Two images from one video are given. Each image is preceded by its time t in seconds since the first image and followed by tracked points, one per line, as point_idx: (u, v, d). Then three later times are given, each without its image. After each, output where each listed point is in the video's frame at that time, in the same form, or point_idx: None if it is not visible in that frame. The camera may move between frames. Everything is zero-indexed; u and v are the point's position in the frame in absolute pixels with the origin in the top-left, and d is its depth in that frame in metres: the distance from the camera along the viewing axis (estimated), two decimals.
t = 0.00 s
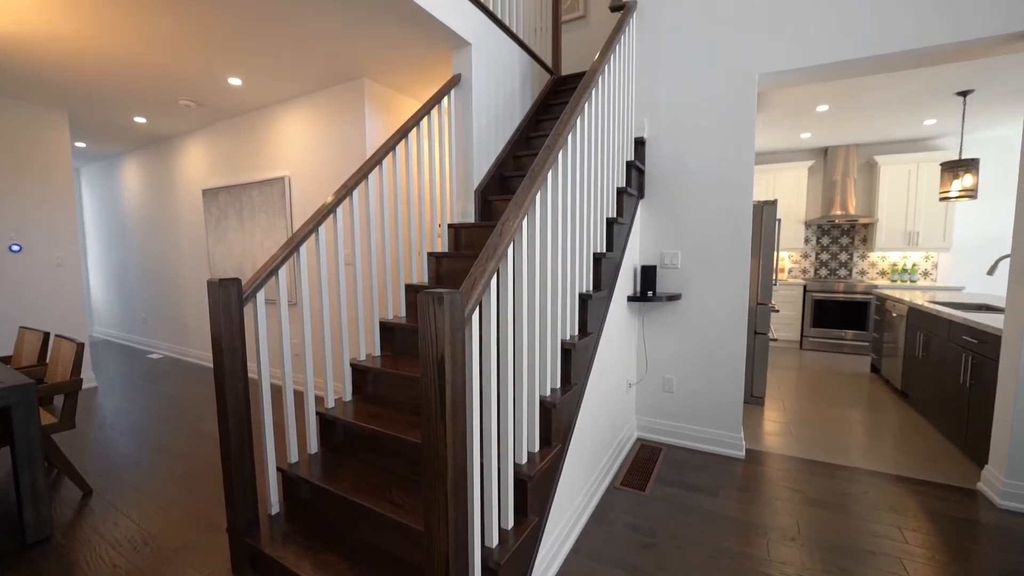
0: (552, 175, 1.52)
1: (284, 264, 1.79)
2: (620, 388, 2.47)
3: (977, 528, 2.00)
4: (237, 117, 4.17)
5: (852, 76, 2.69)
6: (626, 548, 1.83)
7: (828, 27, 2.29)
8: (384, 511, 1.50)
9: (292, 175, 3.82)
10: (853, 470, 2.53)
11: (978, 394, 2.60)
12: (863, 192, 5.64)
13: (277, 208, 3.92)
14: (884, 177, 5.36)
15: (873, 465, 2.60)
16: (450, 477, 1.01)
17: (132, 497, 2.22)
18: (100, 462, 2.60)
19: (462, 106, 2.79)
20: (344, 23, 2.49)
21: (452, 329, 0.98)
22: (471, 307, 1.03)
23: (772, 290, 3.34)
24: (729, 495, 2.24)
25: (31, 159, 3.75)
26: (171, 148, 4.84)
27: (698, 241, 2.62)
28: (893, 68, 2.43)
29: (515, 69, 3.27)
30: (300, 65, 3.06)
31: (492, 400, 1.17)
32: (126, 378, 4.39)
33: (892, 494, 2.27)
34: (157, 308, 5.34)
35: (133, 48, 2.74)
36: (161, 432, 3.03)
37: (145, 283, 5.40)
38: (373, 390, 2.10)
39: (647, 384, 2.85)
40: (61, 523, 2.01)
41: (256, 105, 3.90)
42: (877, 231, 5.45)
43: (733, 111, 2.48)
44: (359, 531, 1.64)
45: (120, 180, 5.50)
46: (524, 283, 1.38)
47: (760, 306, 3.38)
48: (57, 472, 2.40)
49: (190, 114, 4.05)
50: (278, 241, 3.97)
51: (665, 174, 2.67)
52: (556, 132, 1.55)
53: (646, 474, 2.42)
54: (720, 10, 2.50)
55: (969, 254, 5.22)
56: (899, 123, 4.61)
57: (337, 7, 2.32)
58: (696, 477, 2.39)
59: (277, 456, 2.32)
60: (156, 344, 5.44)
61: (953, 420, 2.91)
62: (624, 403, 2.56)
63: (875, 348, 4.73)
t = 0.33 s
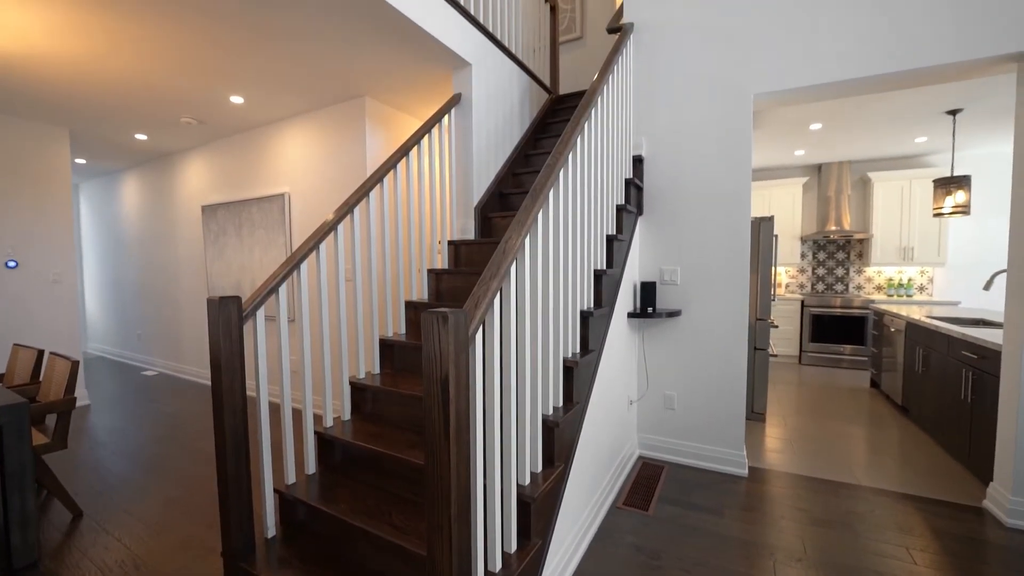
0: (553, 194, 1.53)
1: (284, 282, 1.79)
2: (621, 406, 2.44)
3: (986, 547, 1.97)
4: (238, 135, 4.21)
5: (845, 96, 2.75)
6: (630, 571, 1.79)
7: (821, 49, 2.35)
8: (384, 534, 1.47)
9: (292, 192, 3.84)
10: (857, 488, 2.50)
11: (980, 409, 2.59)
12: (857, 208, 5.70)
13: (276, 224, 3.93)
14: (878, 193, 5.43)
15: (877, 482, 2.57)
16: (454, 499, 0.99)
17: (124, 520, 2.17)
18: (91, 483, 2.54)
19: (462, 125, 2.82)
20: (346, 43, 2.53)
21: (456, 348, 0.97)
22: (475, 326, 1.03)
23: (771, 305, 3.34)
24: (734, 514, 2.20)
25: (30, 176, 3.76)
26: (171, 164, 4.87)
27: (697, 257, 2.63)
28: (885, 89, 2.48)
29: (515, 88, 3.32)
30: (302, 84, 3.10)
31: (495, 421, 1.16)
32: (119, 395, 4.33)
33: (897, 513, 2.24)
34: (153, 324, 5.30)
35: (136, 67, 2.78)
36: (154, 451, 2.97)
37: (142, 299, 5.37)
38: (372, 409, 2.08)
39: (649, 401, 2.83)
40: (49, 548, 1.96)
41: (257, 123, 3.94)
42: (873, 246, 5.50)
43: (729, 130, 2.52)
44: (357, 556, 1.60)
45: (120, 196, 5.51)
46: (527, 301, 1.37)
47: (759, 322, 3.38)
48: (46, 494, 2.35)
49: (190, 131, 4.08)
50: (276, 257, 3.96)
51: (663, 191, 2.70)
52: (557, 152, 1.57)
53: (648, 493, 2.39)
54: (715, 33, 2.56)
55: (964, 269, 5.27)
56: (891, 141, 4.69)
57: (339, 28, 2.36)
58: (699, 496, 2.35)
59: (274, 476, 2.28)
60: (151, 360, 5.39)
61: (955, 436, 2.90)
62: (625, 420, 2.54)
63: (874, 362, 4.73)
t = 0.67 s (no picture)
0: (555, 216, 1.55)
1: (285, 303, 1.78)
2: (623, 428, 2.41)
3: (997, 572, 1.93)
4: (239, 156, 4.25)
5: (837, 120, 2.81)
6: None
7: (814, 75, 2.41)
8: (383, 564, 1.43)
9: (292, 212, 3.86)
10: (864, 511, 2.46)
11: (984, 430, 2.57)
12: (851, 228, 5.78)
13: (275, 244, 3.94)
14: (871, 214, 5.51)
15: (883, 505, 2.53)
16: (458, 529, 0.97)
17: (110, 550, 2.09)
18: (76, 511, 2.46)
19: (462, 147, 2.86)
20: (349, 67, 2.58)
21: (462, 371, 0.96)
22: (479, 349, 1.02)
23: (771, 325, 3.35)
24: (739, 540, 2.16)
25: (29, 196, 3.75)
26: (170, 184, 4.89)
27: (696, 277, 2.65)
28: (876, 113, 2.54)
29: (514, 112, 3.38)
30: (304, 107, 3.14)
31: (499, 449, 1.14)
32: (109, 418, 4.24)
33: (906, 537, 2.20)
34: (146, 344, 5.23)
35: (139, 89, 2.81)
36: (144, 476, 2.89)
37: (136, 319, 5.32)
38: (371, 432, 2.04)
39: (651, 423, 2.79)
40: None
41: (258, 145, 3.98)
42: (867, 266, 5.55)
43: (725, 153, 2.57)
44: None
45: (118, 215, 5.51)
46: (530, 324, 1.37)
47: (759, 342, 3.37)
48: (31, 521, 2.28)
49: (191, 152, 4.11)
50: (274, 277, 3.96)
51: (661, 212, 2.73)
52: (558, 176, 1.59)
53: (652, 518, 2.34)
54: (710, 59, 2.63)
55: (958, 288, 5.31)
56: (882, 162, 4.78)
57: (343, 52, 2.41)
58: (703, 521, 2.31)
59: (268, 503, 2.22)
60: (143, 381, 5.31)
61: (959, 457, 2.87)
62: (627, 442, 2.51)
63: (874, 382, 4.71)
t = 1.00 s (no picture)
0: (558, 242, 1.56)
1: (284, 329, 1.76)
2: (626, 455, 2.37)
3: None
4: (239, 181, 4.28)
5: (829, 148, 2.88)
6: None
7: (806, 104, 2.48)
8: None
9: (291, 236, 3.86)
10: (873, 541, 2.40)
11: (990, 456, 2.55)
12: (844, 252, 5.85)
13: (272, 268, 3.93)
14: (863, 238, 5.60)
15: (892, 534, 2.48)
16: (466, 568, 0.93)
17: None
18: (56, 546, 2.36)
19: (462, 173, 2.90)
20: (351, 95, 2.63)
21: (470, 401, 0.94)
22: (487, 378, 1.01)
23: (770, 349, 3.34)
24: (748, 573, 2.09)
25: (26, 220, 3.74)
26: (169, 208, 4.90)
27: (696, 302, 2.65)
28: (866, 142, 2.61)
29: (513, 139, 3.45)
30: (305, 133, 3.19)
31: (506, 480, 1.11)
32: (95, 446, 4.12)
33: (917, 568, 2.14)
34: (137, 369, 5.14)
35: (143, 116, 2.84)
36: (129, 508, 2.79)
37: (128, 343, 5.24)
38: (369, 462, 1.99)
39: (653, 450, 2.74)
40: None
41: (259, 170, 4.02)
42: (862, 289, 5.59)
43: (722, 180, 2.61)
44: None
45: (114, 238, 5.49)
46: (536, 351, 1.35)
47: (759, 366, 3.36)
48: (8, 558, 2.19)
49: (191, 176, 4.13)
50: (271, 301, 3.93)
51: (660, 237, 2.75)
52: (561, 203, 1.61)
53: (657, 550, 2.27)
54: (705, 89, 2.70)
55: (953, 311, 5.35)
56: (873, 188, 4.89)
57: (345, 80, 2.46)
58: (711, 553, 2.24)
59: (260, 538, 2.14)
60: (132, 408, 5.19)
61: (966, 484, 2.82)
62: (630, 470, 2.46)
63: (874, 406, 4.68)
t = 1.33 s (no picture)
0: (563, 272, 1.56)
1: (284, 359, 1.73)
2: (631, 488, 2.31)
3: None
4: (238, 209, 4.30)
5: (822, 178, 2.95)
6: None
7: (799, 135, 2.56)
8: None
9: (289, 264, 3.85)
10: None
11: (999, 486, 2.50)
12: (838, 279, 5.93)
13: (269, 295, 3.90)
14: (856, 265, 5.68)
15: (905, 569, 2.40)
16: None
17: None
18: None
19: (463, 202, 2.93)
20: (354, 125, 2.68)
21: (481, 435, 0.91)
22: (496, 409, 0.98)
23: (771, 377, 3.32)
24: None
25: (19, 246, 3.71)
26: (165, 235, 4.89)
27: (697, 330, 2.65)
28: (858, 172, 2.68)
29: (512, 169, 3.51)
30: (307, 162, 3.22)
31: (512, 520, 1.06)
32: (76, 480, 3.95)
33: None
34: (124, 399, 5.00)
35: (146, 144, 2.87)
36: (108, 548, 2.64)
37: (116, 372, 5.12)
38: (367, 498, 1.92)
39: (657, 482, 2.67)
40: None
41: (258, 198, 4.04)
42: (857, 316, 5.62)
43: (719, 210, 2.66)
44: None
45: (108, 265, 5.45)
46: (543, 382, 1.33)
47: (761, 394, 3.33)
48: None
49: (190, 204, 4.15)
50: (266, 328, 3.88)
51: (659, 266, 2.77)
52: (564, 234, 1.62)
53: None
54: (699, 122, 2.79)
55: (948, 338, 5.38)
56: (863, 217, 4.99)
57: (350, 111, 2.51)
58: None
59: None
60: (118, 439, 5.03)
61: (977, 516, 2.76)
62: (635, 504, 2.39)
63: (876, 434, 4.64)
